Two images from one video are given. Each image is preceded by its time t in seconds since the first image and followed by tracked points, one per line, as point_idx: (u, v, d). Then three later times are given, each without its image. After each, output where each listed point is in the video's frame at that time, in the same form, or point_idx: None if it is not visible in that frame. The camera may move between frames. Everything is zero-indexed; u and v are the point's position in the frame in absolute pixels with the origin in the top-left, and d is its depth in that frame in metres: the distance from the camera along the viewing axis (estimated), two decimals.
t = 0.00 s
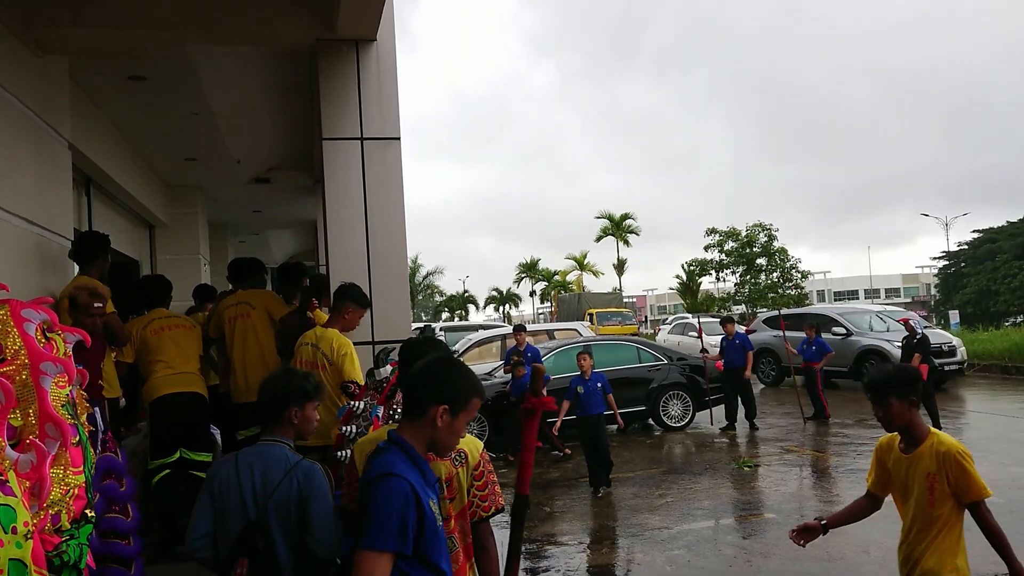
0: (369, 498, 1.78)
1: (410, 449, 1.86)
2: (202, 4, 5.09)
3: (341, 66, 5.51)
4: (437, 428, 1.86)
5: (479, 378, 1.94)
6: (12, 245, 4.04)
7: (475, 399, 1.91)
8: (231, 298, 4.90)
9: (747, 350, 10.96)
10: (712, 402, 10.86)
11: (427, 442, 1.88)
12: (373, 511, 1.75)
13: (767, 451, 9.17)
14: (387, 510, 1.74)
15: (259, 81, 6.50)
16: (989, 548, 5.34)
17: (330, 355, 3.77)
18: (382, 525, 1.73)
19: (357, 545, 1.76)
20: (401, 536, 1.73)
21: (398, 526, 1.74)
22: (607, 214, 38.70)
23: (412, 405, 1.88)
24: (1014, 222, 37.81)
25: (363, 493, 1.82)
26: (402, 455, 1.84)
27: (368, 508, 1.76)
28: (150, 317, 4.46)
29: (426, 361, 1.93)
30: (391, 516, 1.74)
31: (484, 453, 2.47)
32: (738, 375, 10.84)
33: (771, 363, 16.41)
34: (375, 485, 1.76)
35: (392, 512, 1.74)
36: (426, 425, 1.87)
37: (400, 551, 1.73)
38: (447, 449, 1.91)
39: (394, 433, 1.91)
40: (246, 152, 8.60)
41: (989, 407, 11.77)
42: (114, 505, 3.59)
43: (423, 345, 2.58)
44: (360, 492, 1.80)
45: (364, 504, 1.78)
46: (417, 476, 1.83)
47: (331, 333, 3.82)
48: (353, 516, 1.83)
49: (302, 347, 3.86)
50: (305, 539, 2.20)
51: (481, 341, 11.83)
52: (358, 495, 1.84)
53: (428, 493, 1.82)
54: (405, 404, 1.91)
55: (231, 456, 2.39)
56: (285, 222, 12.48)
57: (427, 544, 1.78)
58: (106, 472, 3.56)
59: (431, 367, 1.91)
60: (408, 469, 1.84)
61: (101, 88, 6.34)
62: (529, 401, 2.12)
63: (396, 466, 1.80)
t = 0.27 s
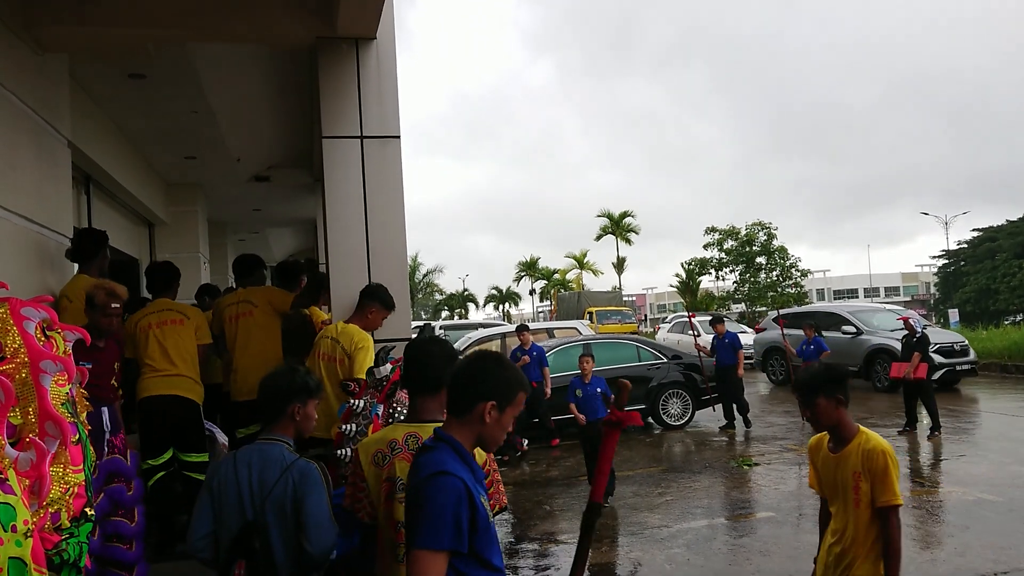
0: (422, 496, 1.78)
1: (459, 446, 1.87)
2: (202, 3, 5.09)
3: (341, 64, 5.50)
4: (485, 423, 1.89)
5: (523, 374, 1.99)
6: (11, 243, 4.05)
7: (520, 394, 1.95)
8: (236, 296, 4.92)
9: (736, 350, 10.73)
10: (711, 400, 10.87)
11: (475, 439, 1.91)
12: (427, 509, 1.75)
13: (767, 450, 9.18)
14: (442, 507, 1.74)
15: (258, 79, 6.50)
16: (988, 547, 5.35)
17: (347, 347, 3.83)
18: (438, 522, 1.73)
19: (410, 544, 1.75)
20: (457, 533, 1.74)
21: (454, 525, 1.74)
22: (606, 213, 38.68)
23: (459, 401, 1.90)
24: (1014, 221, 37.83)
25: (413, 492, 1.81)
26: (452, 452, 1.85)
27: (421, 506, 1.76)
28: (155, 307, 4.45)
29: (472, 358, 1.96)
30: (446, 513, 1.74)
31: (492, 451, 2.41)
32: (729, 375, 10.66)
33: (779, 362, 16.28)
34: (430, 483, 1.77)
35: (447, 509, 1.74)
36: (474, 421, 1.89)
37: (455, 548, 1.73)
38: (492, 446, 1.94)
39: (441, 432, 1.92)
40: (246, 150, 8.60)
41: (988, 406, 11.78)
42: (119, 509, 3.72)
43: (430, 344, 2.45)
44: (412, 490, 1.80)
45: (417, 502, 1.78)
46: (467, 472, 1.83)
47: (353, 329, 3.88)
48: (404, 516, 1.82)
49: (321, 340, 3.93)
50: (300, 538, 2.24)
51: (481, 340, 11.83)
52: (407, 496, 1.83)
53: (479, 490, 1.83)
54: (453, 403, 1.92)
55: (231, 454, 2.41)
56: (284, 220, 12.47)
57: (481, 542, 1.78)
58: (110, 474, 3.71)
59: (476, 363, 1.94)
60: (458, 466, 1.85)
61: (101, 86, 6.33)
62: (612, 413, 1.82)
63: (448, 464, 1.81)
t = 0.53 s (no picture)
0: (497, 501, 1.77)
1: (525, 449, 1.88)
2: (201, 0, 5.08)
3: (340, 63, 5.49)
4: (548, 423, 1.93)
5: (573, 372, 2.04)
6: (10, 241, 4.04)
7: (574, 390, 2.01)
8: (239, 293, 4.92)
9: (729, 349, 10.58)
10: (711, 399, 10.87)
11: (537, 441, 1.92)
12: (508, 513, 1.74)
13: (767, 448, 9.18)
14: (524, 510, 1.74)
15: (257, 77, 6.48)
16: (987, 545, 5.35)
17: (355, 344, 3.84)
18: (520, 526, 1.73)
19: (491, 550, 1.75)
20: (538, 535, 1.74)
21: (533, 527, 1.74)
22: (606, 211, 38.67)
23: (521, 403, 1.91)
24: (1013, 220, 37.88)
25: (486, 498, 1.80)
26: (520, 456, 1.85)
27: (499, 511, 1.76)
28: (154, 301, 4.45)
29: (518, 361, 1.98)
30: (527, 516, 1.74)
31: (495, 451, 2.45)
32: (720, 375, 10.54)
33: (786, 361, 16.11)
34: (508, 488, 1.76)
35: (527, 512, 1.74)
36: (537, 422, 1.92)
37: (538, 551, 1.74)
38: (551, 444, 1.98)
39: (502, 436, 1.92)
40: (245, 148, 8.58)
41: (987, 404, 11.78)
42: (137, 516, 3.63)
43: (437, 342, 2.46)
44: (487, 497, 1.79)
45: (495, 508, 1.77)
46: (536, 474, 1.85)
47: (365, 326, 3.90)
48: (478, 524, 1.80)
49: (331, 337, 3.94)
50: (269, 544, 2.23)
51: (480, 338, 11.83)
52: (477, 507, 1.82)
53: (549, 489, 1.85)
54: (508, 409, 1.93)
55: (208, 457, 2.39)
56: (284, 218, 12.45)
57: (559, 542, 1.80)
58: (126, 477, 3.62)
59: (532, 363, 1.97)
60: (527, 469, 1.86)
61: (99, 83, 6.32)
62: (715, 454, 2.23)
63: (519, 467, 1.81)
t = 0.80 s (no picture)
0: (602, 519, 1.94)
1: (620, 470, 2.06)
2: None
3: (338, 61, 5.48)
4: (638, 444, 2.11)
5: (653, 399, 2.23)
6: (8, 239, 4.03)
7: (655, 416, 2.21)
8: (245, 291, 4.94)
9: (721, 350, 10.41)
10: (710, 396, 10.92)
11: (629, 462, 2.11)
12: (614, 530, 1.92)
13: (765, 447, 9.18)
14: (629, 527, 1.92)
15: (255, 76, 6.48)
16: (986, 544, 5.35)
17: (360, 342, 3.85)
18: (626, 542, 1.91)
19: (599, 565, 1.92)
20: (641, 548, 1.93)
21: (637, 542, 1.93)
22: (605, 210, 38.69)
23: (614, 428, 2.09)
24: (1012, 219, 37.94)
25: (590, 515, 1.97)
26: (617, 476, 2.03)
27: (605, 527, 1.93)
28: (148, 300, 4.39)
29: (604, 389, 2.15)
30: (632, 532, 1.92)
31: (496, 451, 2.43)
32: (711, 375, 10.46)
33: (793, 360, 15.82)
34: (614, 506, 1.94)
35: (632, 528, 1.92)
36: (629, 444, 2.10)
37: (641, 564, 1.93)
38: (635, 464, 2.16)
39: (595, 458, 2.10)
40: (244, 146, 8.57)
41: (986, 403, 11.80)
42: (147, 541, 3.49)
43: (438, 342, 2.47)
44: (592, 515, 1.95)
45: (599, 525, 1.94)
46: (633, 493, 2.02)
47: (372, 325, 3.89)
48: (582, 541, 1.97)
49: (337, 335, 3.94)
50: (242, 543, 2.22)
51: (479, 337, 11.84)
52: (582, 527, 1.97)
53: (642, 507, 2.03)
54: (599, 434, 2.10)
55: (178, 459, 2.36)
56: (282, 217, 12.45)
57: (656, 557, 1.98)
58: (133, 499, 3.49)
59: (623, 387, 2.15)
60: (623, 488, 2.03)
61: (98, 82, 6.32)
62: (819, 534, 2.52)
63: (619, 487, 1.99)
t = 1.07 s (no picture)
0: (716, 497, 1.93)
1: (725, 457, 2.07)
2: None
3: (337, 60, 5.48)
4: (741, 435, 2.14)
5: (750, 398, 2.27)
6: (5, 239, 4.02)
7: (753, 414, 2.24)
8: (243, 291, 4.92)
9: (710, 351, 10.31)
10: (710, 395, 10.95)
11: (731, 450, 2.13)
12: (731, 506, 1.90)
13: (764, 446, 9.20)
14: (746, 505, 1.91)
15: (254, 75, 6.47)
16: (983, 543, 5.36)
17: (360, 339, 3.86)
18: (742, 519, 1.89)
19: (716, 541, 1.90)
20: (755, 529, 1.91)
21: (752, 521, 1.91)
22: (603, 210, 38.72)
23: (721, 416, 2.13)
24: (1010, 218, 37.99)
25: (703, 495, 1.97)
26: (724, 461, 2.05)
27: (721, 504, 1.91)
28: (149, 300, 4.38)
29: (706, 382, 2.20)
30: (748, 511, 1.91)
31: (494, 450, 2.43)
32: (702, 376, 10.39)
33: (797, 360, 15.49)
34: (731, 484, 1.93)
35: (748, 506, 1.91)
36: (732, 433, 2.13)
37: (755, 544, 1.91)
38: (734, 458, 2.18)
39: (700, 446, 2.11)
40: (242, 146, 8.57)
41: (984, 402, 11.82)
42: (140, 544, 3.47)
43: (436, 341, 2.47)
44: (707, 493, 1.94)
45: (714, 503, 1.93)
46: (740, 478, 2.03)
47: (373, 322, 3.88)
48: (694, 522, 1.96)
49: (341, 332, 3.93)
50: (224, 545, 2.17)
51: (478, 336, 11.85)
52: (691, 507, 1.99)
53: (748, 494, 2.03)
54: (705, 421, 2.14)
55: (161, 462, 2.31)
56: (281, 216, 12.45)
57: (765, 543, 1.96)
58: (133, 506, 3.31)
59: (727, 380, 2.19)
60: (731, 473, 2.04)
61: (96, 82, 6.32)
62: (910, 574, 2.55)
63: (731, 470, 2.00)
